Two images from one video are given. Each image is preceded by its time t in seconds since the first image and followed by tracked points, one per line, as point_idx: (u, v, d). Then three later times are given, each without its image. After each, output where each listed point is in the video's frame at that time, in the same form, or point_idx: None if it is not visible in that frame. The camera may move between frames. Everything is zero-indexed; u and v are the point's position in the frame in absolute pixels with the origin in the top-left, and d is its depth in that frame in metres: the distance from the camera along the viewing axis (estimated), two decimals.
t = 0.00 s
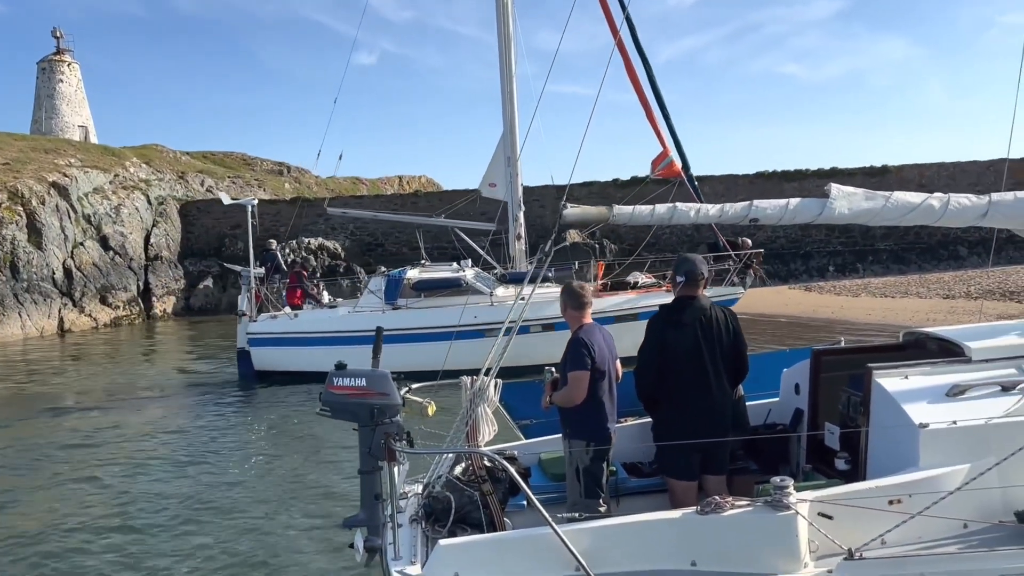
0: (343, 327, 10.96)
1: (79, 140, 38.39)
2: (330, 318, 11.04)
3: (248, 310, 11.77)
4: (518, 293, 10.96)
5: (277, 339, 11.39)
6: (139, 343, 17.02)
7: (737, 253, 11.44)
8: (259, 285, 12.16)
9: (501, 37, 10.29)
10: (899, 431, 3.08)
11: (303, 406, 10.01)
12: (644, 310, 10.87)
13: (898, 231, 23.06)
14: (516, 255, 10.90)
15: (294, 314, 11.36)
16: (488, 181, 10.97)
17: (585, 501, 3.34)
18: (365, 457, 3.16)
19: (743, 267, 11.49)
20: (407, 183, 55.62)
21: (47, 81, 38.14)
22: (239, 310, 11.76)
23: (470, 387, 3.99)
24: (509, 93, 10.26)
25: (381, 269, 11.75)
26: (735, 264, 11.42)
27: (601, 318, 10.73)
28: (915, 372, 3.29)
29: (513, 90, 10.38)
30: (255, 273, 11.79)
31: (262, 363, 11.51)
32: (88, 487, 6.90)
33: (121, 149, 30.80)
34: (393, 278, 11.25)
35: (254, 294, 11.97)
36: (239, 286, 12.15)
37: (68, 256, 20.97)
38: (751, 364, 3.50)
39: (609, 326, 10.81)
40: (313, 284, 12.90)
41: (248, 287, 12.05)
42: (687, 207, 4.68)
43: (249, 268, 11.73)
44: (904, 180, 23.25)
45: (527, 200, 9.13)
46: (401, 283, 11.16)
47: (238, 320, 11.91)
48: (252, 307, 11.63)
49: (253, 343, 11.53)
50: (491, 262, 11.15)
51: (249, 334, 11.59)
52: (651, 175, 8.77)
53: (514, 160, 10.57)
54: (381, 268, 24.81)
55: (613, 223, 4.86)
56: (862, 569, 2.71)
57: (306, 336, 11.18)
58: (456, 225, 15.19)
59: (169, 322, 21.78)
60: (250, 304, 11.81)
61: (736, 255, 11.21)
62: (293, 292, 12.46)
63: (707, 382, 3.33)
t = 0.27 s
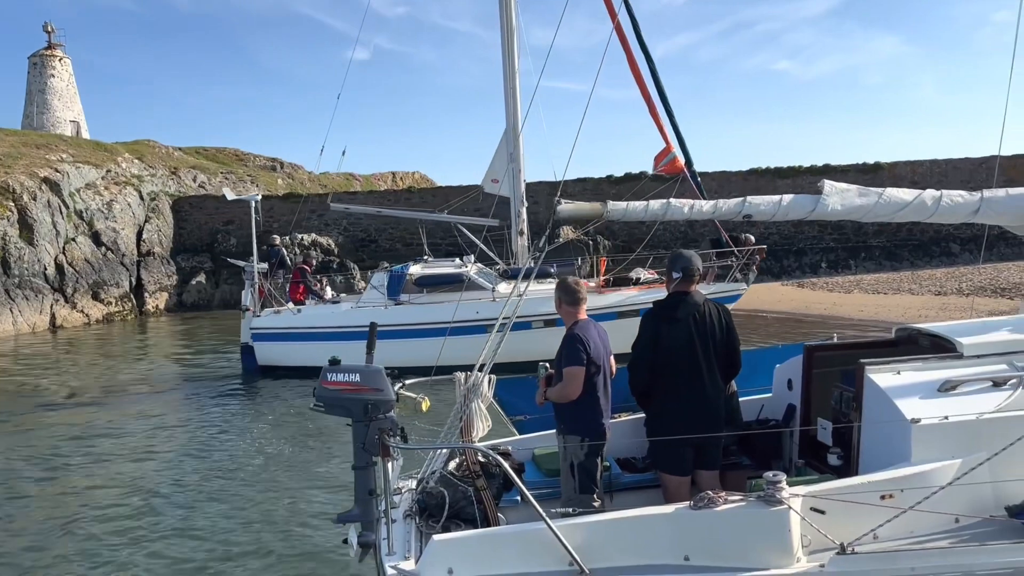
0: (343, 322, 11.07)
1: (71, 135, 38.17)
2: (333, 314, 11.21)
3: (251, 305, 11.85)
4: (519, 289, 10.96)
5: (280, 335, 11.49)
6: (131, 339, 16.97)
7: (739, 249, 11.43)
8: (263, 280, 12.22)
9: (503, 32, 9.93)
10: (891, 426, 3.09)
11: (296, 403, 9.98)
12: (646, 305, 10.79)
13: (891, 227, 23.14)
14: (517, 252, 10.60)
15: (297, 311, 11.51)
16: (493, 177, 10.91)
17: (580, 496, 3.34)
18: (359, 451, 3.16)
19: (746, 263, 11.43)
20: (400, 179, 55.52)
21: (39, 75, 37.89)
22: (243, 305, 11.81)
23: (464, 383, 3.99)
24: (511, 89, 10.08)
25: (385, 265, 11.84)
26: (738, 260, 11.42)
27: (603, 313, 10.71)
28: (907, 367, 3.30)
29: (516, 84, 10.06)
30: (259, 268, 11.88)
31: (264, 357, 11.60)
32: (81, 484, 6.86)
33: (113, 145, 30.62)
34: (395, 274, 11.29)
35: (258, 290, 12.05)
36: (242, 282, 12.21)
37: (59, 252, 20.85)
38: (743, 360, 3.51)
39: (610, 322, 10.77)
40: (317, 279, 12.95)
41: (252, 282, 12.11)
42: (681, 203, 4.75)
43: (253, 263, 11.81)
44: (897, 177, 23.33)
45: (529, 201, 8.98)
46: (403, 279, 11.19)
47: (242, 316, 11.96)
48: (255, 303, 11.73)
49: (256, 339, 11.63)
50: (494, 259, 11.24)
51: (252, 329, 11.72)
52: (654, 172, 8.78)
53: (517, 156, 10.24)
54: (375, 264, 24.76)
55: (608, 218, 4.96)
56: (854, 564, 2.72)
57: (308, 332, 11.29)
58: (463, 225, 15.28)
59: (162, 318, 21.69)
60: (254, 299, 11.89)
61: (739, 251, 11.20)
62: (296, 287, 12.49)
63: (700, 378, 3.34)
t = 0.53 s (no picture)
0: (344, 318, 11.04)
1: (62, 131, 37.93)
2: (334, 308, 11.14)
3: (254, 300, 11.95)
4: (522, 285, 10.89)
5: (282, 330, 11.56)
6: (123, 336, 16.91)
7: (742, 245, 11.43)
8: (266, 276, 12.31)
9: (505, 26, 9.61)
10: (883, 422, 3.10)
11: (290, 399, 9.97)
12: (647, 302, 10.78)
13: (883, 224, 23.25)
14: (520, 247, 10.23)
15: (299, 306, 11.54)
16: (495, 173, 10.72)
17: (574, 493, 3.35)
18: (353, 448, 3.16)
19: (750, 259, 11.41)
20: (393, 176, 55.46)
21: (30, 71, 37.63)
22: (246, 301, 11.87)
23: (458, 379, 3.99)
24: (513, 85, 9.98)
25: (387, 261, 11.88)
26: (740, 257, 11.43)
27: (603, 310, 10.72)
28: (899, 364, 3.32)
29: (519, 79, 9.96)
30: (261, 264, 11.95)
31: (269, 353, 11.72)
32: (74, 482, 6.83)
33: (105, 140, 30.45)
34: (398, 270, 11.31)
35: (261, 285, 12.18)
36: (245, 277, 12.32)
37: (51, 248, 20.75)
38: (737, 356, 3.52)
39: (610, 319, 10.78)
40: (321, 276, 13.03)
41: (255, 278, 12.17)
42: (675, 200, 4.74)
43: (255, 260, 11.88)
44: (889, 174, 23.43)
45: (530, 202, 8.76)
46: (406, 276, 11.24)
47: (245, 311, 12.01)
48: (258, 298, 11.80)
49: (260, 334, 11.71)
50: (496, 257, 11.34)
51: (255, 324, 11.77)
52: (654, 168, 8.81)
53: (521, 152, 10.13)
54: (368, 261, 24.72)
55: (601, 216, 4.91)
56: (847, 559, 2.73)
57: (310, 328, 11.33)
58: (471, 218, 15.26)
59: (154, 315, 21.61)
60: (257, 295, 11.96)
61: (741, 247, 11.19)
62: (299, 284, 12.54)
63: (694, 375, 3.35)
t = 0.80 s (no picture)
0: (349, 313, 11.07)
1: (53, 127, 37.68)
2: (338, 305, 11.23)
3: (258, 297, 11.94)
4: (523, 283, 10.85)
5: (286, 326, 11.54)
6: (116, 333, 16.84)
7: (745, 242, 11.43)
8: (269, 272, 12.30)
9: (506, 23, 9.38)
10: (876, 419, 3.12)
11: (284, 397, 9.95)
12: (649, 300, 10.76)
13: (876, 222, 23.34)
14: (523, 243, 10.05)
15: (303, 303, 11.52)
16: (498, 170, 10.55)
17: (568, 490, 3.36)
18: (347, 446, 3.16)
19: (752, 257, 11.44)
20: (387, 173, 55.36)
21: (21, 67, 37.39)
22: (249, 297, 11.93)
23: (452, 376, 3.99)
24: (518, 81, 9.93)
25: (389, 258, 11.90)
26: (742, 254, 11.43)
27: (604, 307, 10.75)
28: (892, 361, 3.33)
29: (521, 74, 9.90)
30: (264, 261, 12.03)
31: (275, 350, 11.69)
32: (68, 479, 6.80)
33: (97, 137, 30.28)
34: (400, 266, 11.35)
35: (265, 282, 12.17)
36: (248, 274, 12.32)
37: (43, 245, 20.64)
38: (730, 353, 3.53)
39: (612, 316, 10.81)
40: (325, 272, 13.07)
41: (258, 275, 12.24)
42: (669, 197, 4.76)
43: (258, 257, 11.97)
44: (881, 172, 23.52)
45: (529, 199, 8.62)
46: (408, 272, 11.27)
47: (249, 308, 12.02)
48: (261, 294, 11.88)
49: (264, 331, 11.69)
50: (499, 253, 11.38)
51: (259, 321, 11.72)
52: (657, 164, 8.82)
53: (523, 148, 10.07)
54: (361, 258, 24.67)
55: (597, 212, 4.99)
56: (840, 555, 2.75)
57: (315, 324, 11.31)
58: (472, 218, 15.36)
59: (146, 312, 21.53)
60: (260, 292, 12.03)
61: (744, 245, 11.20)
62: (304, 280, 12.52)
63: (688, 372, 3.36)
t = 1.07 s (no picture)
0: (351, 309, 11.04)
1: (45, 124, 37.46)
2: (341, 301, 11.19)
3: (261, 293, 12.21)
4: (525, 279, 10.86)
5: (288, 322, 11.48)
6: (108, 330, 16.78)
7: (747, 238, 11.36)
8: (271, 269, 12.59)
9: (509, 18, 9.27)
10: (870, 415, 3.13)
11: (278, 394, 9.93)
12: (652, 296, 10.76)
13: (869, 219, 23.42)
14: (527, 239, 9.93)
15: (305, 299, 11.50)
16: (499, 167, 10.49)
17: (563, 486, 3.36)
18: (341, 442, 3.15)
19: (755, 254, 11.48)
20: (380, 170, 55.28)
21: (13, 63, 37.14)
22: (253, 293, 12.14)
23: (447, 373, 3.99)
24: (520, 77, 9.90)
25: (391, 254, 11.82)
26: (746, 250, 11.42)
27: (615, 303, 10.77)
28: (886, 357, 3.34)
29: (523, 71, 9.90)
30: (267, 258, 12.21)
31: (278, 346, 11.62)
32: (62, 476, 6.77)
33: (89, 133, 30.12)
34: (402, 262, 11.31)
35: (267, 278, 12.45)
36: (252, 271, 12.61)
37: (35, 241, 20.52)
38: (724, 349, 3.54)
39: (616, 312, 10.83)
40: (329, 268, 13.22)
41: (261, 272, 12.43)
42: (663, 194, 4.79)
43: (260, 254, 12.15)
44: (875, 169, 23.60)
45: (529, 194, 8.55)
46: (411, 268, 11.25)
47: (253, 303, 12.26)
48: (265, 291, 12.02)
49: (266, 327, 11.62)
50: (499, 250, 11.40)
51: (262, 317, 11.63)
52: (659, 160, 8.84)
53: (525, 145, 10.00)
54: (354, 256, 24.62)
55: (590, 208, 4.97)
56: (833, 551, 2.76)
57: (318, 320, 11.28)
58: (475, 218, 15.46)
59: (139, 309, 21.44)
60: (263, 288, 12.25)
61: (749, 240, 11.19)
62: (306, 276, 12.75)
63: (683, 369, 3.36)
